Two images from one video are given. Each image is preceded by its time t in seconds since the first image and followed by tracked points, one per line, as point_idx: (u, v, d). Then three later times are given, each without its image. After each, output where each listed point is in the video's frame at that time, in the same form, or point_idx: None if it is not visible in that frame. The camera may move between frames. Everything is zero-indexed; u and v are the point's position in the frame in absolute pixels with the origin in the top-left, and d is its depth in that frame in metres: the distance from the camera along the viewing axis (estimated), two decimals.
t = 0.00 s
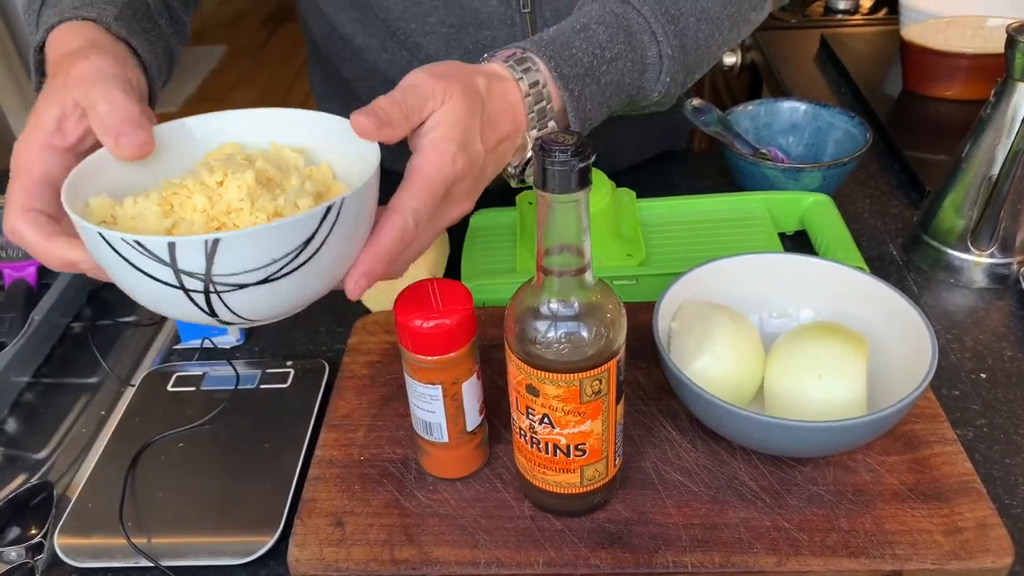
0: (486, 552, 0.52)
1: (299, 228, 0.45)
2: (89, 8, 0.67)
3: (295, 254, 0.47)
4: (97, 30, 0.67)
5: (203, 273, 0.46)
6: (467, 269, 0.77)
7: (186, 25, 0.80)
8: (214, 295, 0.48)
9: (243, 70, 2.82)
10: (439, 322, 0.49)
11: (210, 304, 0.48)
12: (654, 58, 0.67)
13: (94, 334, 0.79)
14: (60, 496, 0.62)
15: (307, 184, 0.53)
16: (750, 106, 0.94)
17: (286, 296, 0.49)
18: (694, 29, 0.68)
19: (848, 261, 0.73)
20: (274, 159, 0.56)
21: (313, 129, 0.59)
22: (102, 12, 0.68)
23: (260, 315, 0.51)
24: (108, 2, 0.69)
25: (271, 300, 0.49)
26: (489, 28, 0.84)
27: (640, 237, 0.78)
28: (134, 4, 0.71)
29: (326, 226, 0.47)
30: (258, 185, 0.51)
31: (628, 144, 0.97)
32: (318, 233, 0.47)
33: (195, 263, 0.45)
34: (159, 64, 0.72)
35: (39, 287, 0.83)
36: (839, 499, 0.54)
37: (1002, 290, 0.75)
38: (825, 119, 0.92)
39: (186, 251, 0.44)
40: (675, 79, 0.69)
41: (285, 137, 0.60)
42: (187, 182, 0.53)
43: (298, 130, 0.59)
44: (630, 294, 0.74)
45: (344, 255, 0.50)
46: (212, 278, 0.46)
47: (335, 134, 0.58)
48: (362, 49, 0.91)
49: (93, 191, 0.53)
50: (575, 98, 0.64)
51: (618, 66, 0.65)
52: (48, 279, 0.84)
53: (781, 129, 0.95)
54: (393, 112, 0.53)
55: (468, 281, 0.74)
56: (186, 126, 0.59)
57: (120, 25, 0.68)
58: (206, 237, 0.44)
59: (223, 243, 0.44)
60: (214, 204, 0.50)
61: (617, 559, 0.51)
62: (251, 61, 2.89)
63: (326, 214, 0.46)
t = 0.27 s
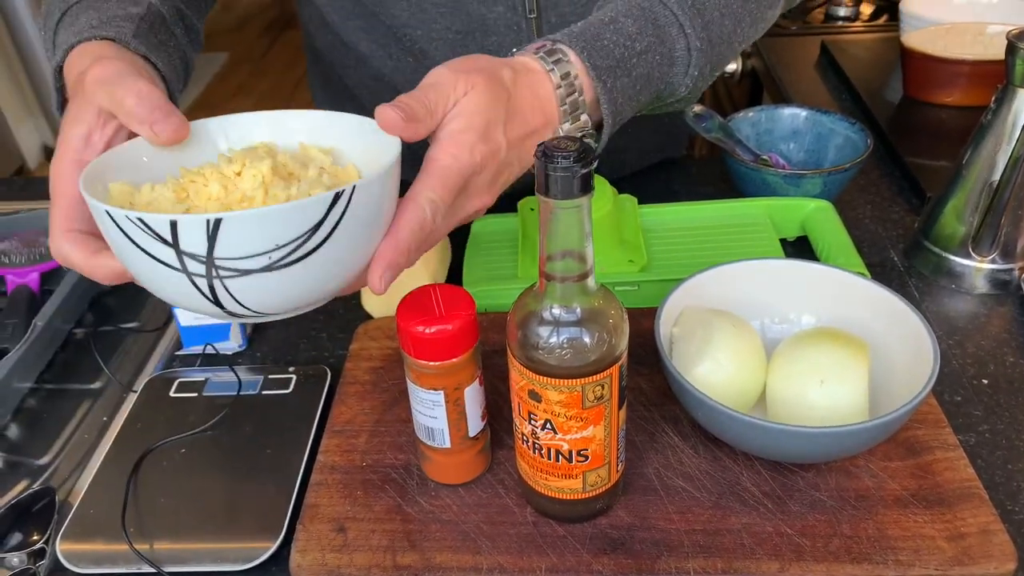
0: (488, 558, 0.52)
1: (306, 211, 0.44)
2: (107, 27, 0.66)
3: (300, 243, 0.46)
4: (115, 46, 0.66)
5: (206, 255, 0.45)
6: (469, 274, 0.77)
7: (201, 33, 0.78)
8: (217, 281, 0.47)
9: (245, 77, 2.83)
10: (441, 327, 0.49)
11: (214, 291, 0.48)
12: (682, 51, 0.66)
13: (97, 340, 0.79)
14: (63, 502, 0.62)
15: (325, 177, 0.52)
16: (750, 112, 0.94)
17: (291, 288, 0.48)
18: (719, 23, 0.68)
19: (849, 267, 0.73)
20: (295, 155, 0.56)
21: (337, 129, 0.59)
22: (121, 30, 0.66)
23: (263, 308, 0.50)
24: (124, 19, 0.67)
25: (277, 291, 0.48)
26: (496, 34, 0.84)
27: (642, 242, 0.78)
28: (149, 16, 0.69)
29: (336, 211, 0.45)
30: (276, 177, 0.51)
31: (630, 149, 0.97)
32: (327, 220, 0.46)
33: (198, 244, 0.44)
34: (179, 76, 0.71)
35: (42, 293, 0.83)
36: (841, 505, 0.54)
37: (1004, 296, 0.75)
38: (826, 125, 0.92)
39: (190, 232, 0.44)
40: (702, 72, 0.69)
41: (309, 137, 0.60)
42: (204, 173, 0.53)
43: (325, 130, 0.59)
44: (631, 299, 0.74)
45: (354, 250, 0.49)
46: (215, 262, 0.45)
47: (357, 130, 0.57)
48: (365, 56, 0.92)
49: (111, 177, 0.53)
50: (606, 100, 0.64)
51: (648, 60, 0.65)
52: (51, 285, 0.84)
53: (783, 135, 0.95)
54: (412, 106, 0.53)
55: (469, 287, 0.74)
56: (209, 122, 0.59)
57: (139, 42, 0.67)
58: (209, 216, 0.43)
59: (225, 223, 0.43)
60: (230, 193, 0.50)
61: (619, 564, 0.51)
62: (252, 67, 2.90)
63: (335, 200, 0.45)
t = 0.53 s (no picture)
0: (490, 564, 0.52)
1: (241, 284, 0.46)
2: (123, 33, 0.69)
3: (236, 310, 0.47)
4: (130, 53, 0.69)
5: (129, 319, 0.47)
6: (471, 279, 0.77)
7: (218, 42, 0.81)
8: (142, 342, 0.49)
9: (246, 82, 2.84)
10: (444, 333, 0.49)
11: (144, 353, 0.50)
12: None
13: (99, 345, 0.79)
14: (64, 507, 0.62)
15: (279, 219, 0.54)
16: (752, 118, 0.94)
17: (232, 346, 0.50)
18: None
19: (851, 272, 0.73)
20: (262, 181, 0.58)
21: (319, 144, 0.61)
22: (137, 37, 0.70)
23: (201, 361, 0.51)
24: (143, 28, 0.71)
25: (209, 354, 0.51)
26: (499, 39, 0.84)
27: (644, 247, 0.78)
28: (166, 26, 0.73)
29: (274, 281, 0.47)
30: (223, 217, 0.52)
31: (632, 152, 0.97)
32: (264, 290, 0.47)
33: (123, 309, 0.46)
34: (195, 87, 0.74)
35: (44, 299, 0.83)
36: (845, 511, 0.53)
37: (1006, 301, 0.75)
38: (827, 130, 0.92)
39: (114, 295, 0.45)
40: (757, 19, 0.71)
41: (289, 150, 0.62)
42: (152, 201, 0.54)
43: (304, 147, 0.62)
44: (633, 304, 0.74)
45: (302, 304, 0.51)
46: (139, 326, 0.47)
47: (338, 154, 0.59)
48: (369, 63, 0.91)
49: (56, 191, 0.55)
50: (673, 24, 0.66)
51: None
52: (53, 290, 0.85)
53: (785, 140, 0.95)
54: (460, 14, 0.57)
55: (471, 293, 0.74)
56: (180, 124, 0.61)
57: (154, 50, 0.70)
58: (131, 286, 0.45)
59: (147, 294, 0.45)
60: (174, 232, 0.51)
61: (622, 571, 0.51)
62: (254, 73, 2.91)
63: (271, 274, 0.47)
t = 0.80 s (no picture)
0: (494, 566, 0.52)
1: (255, 438, 0.45)
2: (140, 74, 0.66)
3: (250, 459, 0.46)
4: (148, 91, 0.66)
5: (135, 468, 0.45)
6: (475, 283, 0.77)
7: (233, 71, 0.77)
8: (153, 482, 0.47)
9: (248, 86, 2.85)
10: (449, 336, 0.50)
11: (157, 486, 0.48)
12: None
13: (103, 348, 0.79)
14: (69, 509, 0.62)
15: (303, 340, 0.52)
16: (755, 121, 0.95)
17: (247, 484, 0.49)
18: None
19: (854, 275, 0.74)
20: (287, 283, 0.57)
21: (353, 239, 0.60)
22: (156, 76, 0.66)
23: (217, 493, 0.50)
24: (158, 64, 0.67)
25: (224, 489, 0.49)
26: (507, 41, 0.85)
27: (647, 251, 0.78)
28: (184, 60, 0.69)
29: (293, 431, 0.46)
30: (243, 348, 0.50)
31: (636, 154, 0.97)
32: (285, 436, 0.46)
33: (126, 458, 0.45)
34: (213, 121, 0.72)
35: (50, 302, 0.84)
36: (848, 514, 0.54)
37: (1010, 305, 0.75)
38: (831, 134, 0.92)
39: (116, 450, 0.44)
40: None
41: (308, 224, 0.62)
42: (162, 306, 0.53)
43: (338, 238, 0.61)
44: (636, 308, 0.74)
45: (320, 444, 0.49)
46: (144, 472, 0.46)
47: (373, 252, 0.58)
48: (376, 66, 0.92)
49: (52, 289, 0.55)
50: None
51: None
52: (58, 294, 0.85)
53: (787, 144, 0.95)
54: None
55: (475, 296, 0.74)
56: (198, 199, 0.61)
57: (175, 89, 0.67)
58: (134, 442, 0.43)
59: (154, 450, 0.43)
60: (187, 350, 0.50)
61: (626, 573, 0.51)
62: (256, 77, 2.92)
63: (290, 425, 0.45)
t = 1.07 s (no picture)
0: (498, 570, 0.52)
1: (338, 536, 0.39)
2: (181, 117, 0.62)
3: (333, 555, 0.41)
4: (192, 138, 0.62)
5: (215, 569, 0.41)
6: (479, 287, 0.77)
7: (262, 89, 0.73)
8: None
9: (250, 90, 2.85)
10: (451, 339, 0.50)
11: None
12: None
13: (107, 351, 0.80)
14: (73, 513, 0.62)
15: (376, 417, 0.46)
16: (758, 125, 0.95)
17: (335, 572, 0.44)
18: None
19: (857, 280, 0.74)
20: (346, 350, 0.51)
21: (411, 295, 0.53)
22: (198, 119, 0.63)
23: None
24: (197, 101, 0.64)
25: None
26: (516, 43, 0.86)
27: (650, 255, 0.78)
28: (220, 90, 0.66)
29: (375, 523, 0.40)
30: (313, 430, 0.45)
31: (641, 156, 0.98)
32: (365, 532, 0.40)
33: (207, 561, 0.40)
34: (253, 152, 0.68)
35: (53, 305, 0.85)
36: (851, 518, 0.53)
37: (1013, 309, 0.75)
38: (834, 138, 0.92)
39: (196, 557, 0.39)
40: None
41: (370, 283, 0.54)
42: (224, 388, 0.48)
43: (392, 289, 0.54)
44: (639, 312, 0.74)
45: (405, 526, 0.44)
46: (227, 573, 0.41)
47: (426, 301, 0.52)
48: (385, 69, 0.92)
49: (117, 372, 0.49)
50: None
51: None
52: (61, 297, 0.86)
53: (790, 148, 0.95)
54: None
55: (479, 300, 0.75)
56: (248, 266, 0.54)
57: (218, 131, 0.63)
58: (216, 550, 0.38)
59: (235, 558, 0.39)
60: (254, 438, 0.45)
61: None
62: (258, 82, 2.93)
63: (370, 520, 0.40)
